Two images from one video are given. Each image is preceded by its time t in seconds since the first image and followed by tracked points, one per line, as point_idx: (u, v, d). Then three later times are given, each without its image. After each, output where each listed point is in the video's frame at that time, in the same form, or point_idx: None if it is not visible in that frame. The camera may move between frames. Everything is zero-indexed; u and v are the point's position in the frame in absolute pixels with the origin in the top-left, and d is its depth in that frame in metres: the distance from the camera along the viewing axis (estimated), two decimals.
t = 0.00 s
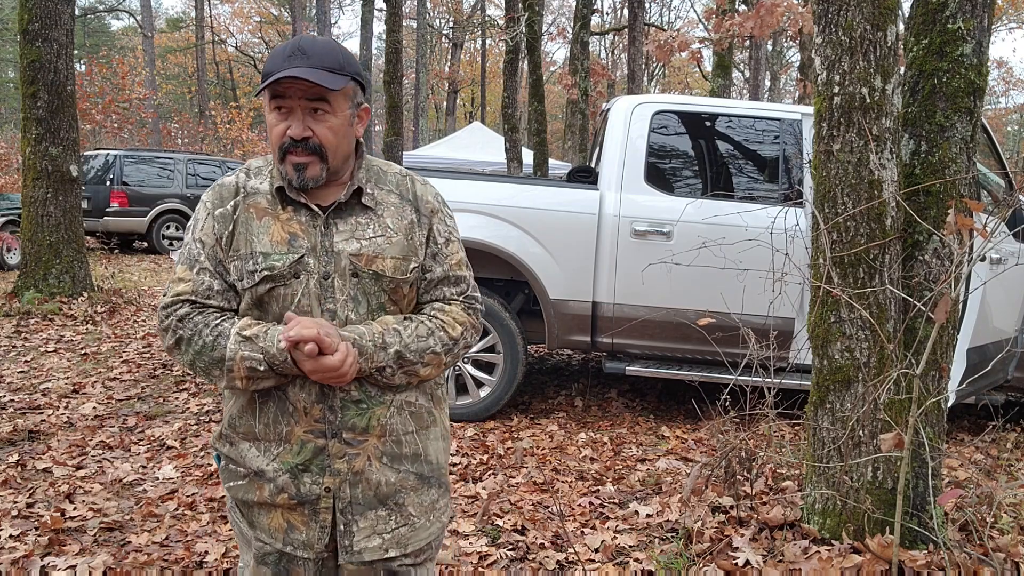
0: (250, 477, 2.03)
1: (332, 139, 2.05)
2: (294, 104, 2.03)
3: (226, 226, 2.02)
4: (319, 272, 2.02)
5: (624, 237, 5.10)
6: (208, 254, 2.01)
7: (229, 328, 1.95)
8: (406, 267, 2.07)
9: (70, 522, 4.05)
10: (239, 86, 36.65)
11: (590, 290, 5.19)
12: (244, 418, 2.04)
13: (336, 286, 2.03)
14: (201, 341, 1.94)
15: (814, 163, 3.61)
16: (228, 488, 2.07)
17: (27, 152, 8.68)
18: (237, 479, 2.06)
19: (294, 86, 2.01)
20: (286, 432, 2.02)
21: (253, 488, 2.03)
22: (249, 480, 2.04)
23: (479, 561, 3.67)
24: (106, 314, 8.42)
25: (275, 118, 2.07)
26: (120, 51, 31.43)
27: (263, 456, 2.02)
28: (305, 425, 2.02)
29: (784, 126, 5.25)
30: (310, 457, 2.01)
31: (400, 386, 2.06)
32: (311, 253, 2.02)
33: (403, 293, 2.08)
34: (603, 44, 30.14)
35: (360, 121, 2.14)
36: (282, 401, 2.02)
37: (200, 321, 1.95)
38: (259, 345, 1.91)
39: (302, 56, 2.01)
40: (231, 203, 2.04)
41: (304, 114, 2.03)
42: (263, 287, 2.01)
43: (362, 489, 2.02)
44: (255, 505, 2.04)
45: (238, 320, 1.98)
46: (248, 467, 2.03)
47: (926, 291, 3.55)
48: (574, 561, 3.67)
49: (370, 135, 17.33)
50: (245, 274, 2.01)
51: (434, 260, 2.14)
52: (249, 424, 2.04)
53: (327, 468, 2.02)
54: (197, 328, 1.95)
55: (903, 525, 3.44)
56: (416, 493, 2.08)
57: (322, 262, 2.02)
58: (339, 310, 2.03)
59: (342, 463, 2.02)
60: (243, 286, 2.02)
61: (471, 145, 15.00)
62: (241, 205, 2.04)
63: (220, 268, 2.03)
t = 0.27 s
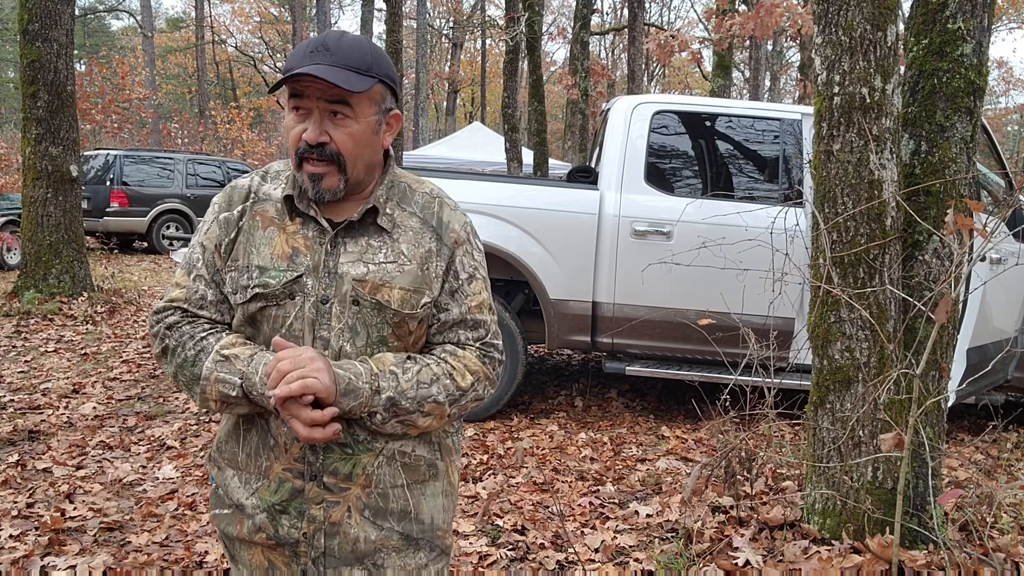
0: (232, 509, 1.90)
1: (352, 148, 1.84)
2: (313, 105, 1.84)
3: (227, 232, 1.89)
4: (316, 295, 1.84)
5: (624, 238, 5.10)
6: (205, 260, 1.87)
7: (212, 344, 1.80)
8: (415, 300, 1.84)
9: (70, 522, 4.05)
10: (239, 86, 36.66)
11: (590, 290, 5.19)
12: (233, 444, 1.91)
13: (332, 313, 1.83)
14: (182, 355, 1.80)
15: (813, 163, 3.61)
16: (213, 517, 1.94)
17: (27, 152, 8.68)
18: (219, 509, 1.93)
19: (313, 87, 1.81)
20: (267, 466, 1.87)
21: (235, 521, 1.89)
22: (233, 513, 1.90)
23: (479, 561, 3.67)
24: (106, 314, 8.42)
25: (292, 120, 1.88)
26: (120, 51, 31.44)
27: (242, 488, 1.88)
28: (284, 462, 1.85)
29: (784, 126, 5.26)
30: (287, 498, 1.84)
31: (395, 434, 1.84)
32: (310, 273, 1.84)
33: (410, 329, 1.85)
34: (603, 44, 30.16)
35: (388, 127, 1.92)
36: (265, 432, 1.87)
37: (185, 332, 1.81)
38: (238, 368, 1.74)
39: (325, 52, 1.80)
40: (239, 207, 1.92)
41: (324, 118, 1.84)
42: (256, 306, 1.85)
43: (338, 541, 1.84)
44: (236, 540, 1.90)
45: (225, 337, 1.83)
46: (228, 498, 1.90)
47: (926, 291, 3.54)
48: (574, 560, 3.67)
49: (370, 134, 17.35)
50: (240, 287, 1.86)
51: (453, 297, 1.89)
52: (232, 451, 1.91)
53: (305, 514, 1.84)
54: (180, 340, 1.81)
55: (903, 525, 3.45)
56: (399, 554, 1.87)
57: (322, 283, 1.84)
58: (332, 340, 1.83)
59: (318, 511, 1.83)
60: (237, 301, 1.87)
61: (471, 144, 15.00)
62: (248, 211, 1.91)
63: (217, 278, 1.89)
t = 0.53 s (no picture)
0: (220, 531, 1.77)
1: (365, 129, 1.73)
2: (325, 80, 1.73)
3: (229, 225, 1.80)
4: (323, 297, 1.72)
5: (624, 238, 5.10)
6: (204, 254, 1.79)
7: (209, 344, 1.71)
8: (434, 306, 1.72)
9: (70, 522, 4.05)
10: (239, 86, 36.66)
11: (590, 290, 5.19)
12: (227, 457, 1.81)
13: (341, 316, 1.71)
14: (178, 356, 1.72)
15: (813, 163, 3.61)
16: (198, 538, 1.83)
17: (27, 152, 8.68)
18: (206, 530, 1.81)
19: (325, 60, 1.70)
20: (260, 487, 1.74)
21: (220, 544, 1.77)
22: (218, 535, 1.78)
23: (479, 561, 3.67)
24: (106, 313, 8.42)
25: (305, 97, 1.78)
26: (120, 51, 31.44)
27: (232, 510, 1.76)
28: (278, 483, 1.72)
29: (784, 126, 5.26)
30: (281, 524, 1.71)
31: (423, 452, 1.71)
32: (318, 273, 1.73)
33: (428, 338, 1.73)
34: (603, 44, 30.17)
35: (409, 107, 1.81)
36: (260, 449, 1.76)
37: (181, 332, 1.73)
38: (240, 367, 1.66)
39: (339, 23, 1.69)
40: (244, 197, 1.83)
41: (336, 94, 1.73)
42: (255, 306, 1.74)
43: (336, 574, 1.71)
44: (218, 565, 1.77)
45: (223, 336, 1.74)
46: (216, 518, 1.79)
47: (926, 291, 3.54)
48: (574, 560, 3.67)
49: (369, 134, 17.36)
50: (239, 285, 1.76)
51: (486, 303, 1.78)
52: (226, 467, 1.80)
53: (300, 542, 1.70)
54: (176, 341, 1.73)
55: (903, 525, 3.45)
56: None
57: (330, 284, 1.72)
58: (339, 348, 1.70)
59: (315, 540, 1.70)
60: (236, 301, 1.76)
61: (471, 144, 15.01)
62: (253, 201, 1.82)
63: (216, 274, 1.80)
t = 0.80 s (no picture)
0: (204, 555, 1.70)
1: (360, 116, 1.70)
2: (318, 66, 1.69)
3: (219, 228, 1.76)
4: (321, 301, 1.67)
5: (624, 238, 5.10)
6: (196, 260, 1.76)
7: (202, 352, 1.66)
8: (443, 309, 1.66)
9: (70, 522, 4.05)
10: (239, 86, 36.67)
11: (590, 290, 5.19)
12: (215, 476, 1.71)
13: (342, 321, 1.65)
14: (171, 369, 1.67)
15: (813, 164, 3.61)
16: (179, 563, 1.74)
17: (27, 152, 8.68)
18: (190, 554, 1.73)
19: (317, 44, 1.66)
20: (252, 508, 1.66)
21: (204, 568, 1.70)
22: (203, 559, 1.71)
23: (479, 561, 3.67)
24: (106, 314, 8.41)
25: (298, 83, 1.75)
26: (120, 51, 31.45)
27: (220, 533, 1.68)
28: (274, 503, 1.65)
29: (784, 126, 5.26)
30: (275, 547, 1.63)
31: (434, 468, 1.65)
32: (315, 275, 1.68)
33: (437, 344, 1.67)
34: (603, 44, 30.17)
35: (408, 91, 1.77)
36: (253, 466, 1.68)
37: (174, 343, 1.69)
38: (243, 373, 1.61)
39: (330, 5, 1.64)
40: (236, 197, 1.81)
41: (330, 80, 1.69)
42: (248, 312, 1.69)
43: None
44: None
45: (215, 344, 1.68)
46: (202, 542, 1.70)
47: (926, 291, 3.54)
48: (574, 561, 3.67)
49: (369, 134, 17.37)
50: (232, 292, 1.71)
51: (502, 306, 1.73)
52: (213, 488, 1.71)
53: (295, 566, 1.62)
54: (168, 352, 1.69)
55: (903, 525, 3.45)
56: None
57: (328, 286, 1.67)
58: (340, 355, 1.65)
59: (313, 564, 1.61)
60: (229, 308, 1.71)
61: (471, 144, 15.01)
62: (245, 200, 1.78)
63: (209, 281, 1.77)
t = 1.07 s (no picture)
0: None
1: (374, 120, 1.61)
2: (324, 64, 1.58)
3: (192, 246, 1.60)
4: (319, 320, 1.57)
5: (624, 238, 5.09)
6: (166, 284, 1.58)
7: (185, 385, 1.52)
8: (450, 321, 1.60)
9: (70, 522, 4.05)
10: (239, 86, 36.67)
11: (590, 290, 5.19)
12: (206, 520, 1.60)
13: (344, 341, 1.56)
14: (148, 406, 1.52)
15: (813, 163, 3.61)
16: None
17: (26, 152, 8.67)
18: None
19: (325, 41, 1.56)
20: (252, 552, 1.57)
21: None
22: None
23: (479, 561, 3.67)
24: (106, 314, 8.41)
25: (293, 84, 1.61)
26: (120, 51, 31.45)
27: None
28: (275, 544, 1.56)
29: (784, 126, 5.26)
30: None
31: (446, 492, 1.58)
32: (309, 292, 1.57)
33: (448, 360, 1.61)
34: (603, 44, 30.19)
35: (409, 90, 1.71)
36: (249, 506, 1.57)
37: (147, 378, 1.52)
38: (241, 400, 1.50)
39: None
40: (207, 211, 1.64)
41: (337, 79, 1.59)
42: (235, 338, 1.57)
43: None
44: None
45: (198, 376, 1.54)
46: None
47: (926, 291, 3.54)
48: (574, 561, 3.67)
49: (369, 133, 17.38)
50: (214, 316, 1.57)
51: (512, 314, 1.69)
52: (203, 532, 1.60)
53: None
54: (142, 389, 1.52)
55: (903, 525, 3.44)
56: None
57: (326, 304, 1.57)
58: (344, 378, 1.56)
59: None
60: (211, 334, 1.58)
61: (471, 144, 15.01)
62: (219, 213, 1.63)
63: (180, 306, 1.60)
